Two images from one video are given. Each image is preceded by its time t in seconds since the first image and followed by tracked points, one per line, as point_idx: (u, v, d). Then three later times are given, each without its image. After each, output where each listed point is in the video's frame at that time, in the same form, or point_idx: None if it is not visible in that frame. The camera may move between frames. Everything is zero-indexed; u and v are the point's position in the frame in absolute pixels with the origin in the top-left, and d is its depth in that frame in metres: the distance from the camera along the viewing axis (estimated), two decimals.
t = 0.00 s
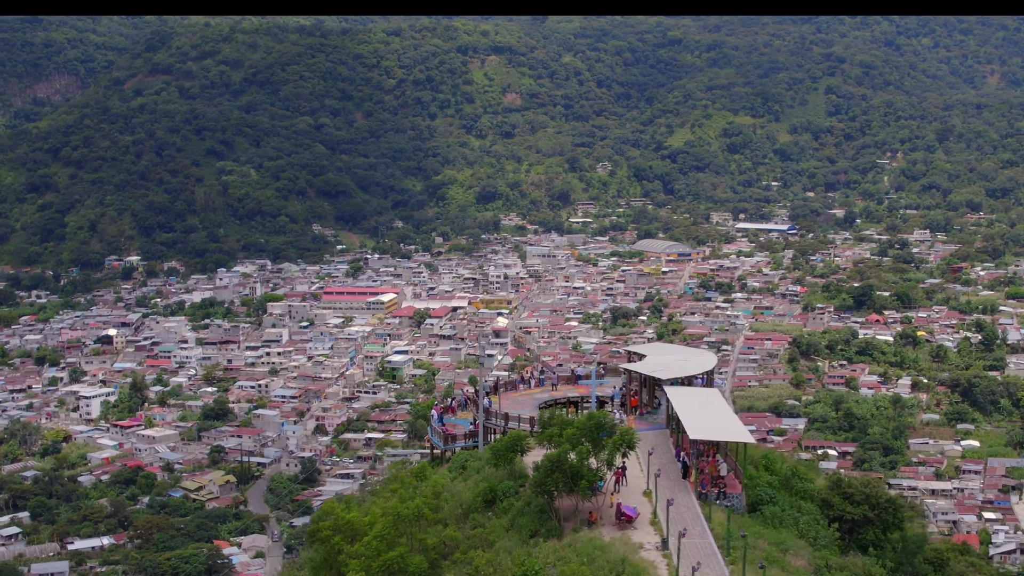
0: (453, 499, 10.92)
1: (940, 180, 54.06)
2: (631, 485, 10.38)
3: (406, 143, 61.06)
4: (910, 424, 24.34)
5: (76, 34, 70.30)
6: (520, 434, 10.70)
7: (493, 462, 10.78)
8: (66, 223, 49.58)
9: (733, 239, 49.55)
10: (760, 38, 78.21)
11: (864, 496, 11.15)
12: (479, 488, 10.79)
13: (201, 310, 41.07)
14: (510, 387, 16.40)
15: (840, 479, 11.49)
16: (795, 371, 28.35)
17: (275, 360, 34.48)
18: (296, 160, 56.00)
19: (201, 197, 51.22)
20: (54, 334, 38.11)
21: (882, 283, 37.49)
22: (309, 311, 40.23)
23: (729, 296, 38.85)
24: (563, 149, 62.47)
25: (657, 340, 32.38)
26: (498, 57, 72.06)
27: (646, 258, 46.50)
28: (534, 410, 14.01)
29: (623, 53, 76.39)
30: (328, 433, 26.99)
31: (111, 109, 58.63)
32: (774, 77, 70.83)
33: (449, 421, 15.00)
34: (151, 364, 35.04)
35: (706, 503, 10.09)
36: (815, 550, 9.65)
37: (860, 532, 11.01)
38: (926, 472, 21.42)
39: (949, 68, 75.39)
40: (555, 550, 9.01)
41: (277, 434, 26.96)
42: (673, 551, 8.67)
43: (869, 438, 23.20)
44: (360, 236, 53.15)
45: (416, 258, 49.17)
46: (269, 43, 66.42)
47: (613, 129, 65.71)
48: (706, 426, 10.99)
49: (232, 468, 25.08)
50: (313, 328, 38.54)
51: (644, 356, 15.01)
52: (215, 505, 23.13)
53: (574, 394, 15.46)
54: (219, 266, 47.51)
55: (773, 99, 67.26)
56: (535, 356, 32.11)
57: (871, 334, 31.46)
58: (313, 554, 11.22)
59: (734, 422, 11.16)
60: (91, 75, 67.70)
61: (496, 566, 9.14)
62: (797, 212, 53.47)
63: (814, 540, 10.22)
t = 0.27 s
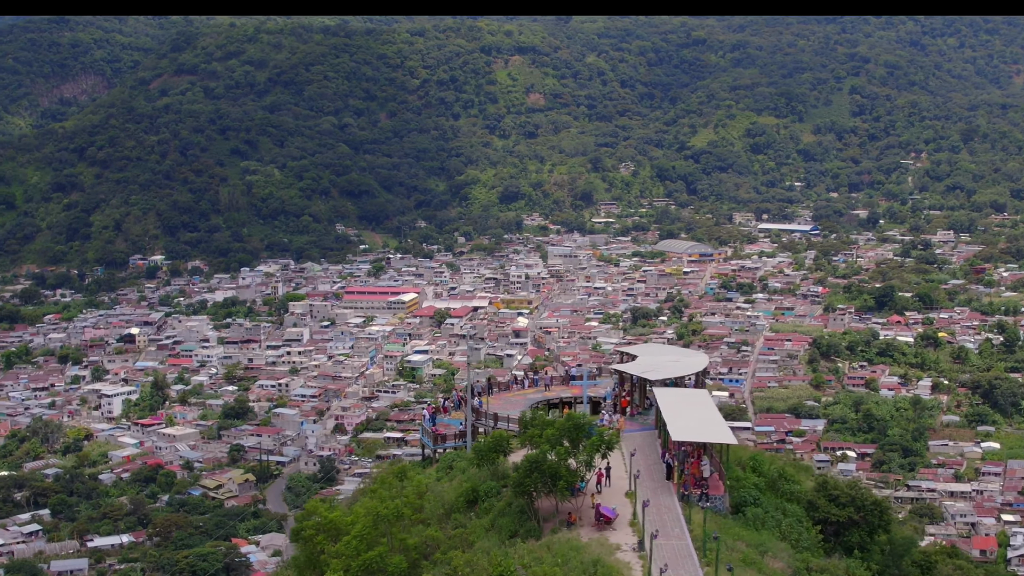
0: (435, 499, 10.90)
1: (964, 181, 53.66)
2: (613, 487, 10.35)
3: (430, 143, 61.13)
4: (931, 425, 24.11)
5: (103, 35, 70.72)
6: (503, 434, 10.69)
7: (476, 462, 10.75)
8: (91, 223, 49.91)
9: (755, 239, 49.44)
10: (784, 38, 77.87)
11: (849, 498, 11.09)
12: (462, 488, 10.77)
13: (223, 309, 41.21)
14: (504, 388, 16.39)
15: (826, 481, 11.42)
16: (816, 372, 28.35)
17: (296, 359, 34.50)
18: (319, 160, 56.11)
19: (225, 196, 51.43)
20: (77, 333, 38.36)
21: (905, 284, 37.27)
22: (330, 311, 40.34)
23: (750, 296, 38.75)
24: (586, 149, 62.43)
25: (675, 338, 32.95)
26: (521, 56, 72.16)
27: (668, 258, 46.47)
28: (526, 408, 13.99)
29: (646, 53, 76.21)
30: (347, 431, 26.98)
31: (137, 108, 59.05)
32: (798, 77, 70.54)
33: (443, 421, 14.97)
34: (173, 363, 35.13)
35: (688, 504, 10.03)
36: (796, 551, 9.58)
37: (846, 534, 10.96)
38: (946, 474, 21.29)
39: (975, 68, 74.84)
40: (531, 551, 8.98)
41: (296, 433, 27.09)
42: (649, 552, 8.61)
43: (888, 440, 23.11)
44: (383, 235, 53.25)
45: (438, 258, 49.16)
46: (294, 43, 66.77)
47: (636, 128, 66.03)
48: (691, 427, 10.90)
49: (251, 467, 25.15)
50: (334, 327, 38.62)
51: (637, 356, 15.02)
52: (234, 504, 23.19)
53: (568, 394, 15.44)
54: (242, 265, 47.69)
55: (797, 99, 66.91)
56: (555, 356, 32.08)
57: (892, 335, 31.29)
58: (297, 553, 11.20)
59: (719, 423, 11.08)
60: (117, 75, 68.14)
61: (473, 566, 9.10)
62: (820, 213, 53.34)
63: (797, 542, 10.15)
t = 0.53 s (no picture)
0: (417, 499, 10.87)
1: (985, 182, 53.39)
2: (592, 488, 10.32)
3: (450, 143, 61.14)
4: (948, 426, 24.02)
5: (127, 35, 70.95)
6: (484, 434, 10.66)
7: (458, 462, 10.72)
8: (114, 222, 50.09)
9: (775, 240, 49.33)
10: (805, 38, 77.45)
11: (832, 499, 10.99)
12: (442, 488, 10.74)
13: (242, 308, 41.28)
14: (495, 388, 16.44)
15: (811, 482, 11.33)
16: (833, 373, 28.26)
17: (314, 357, 34.43)
18: (339, 159, 56.12)
19: (246, 196, 51.60)
20: (97, 332, 38.54)
21: (923, 285, 37.12)
22: (349, 310, 40.41)
23: (768, 297, 38.69)
24: (607, 149, 62.35)
25: (693, 339, 33.14)
26: (543, 56, 72.10)
27: (687, 258, 46.44)
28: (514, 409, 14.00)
29: (668, 53, 75.73)
30: (363, 431, 26.72)
31: (159, 108, 59.14)
32: (820, 77, 70.17)
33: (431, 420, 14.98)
34: (191, 361, 35.08)
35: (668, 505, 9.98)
36: (774, 552, 9.52)
37: (828, 536, 10.90)
38: (962, 475, 21.29)
39: (998, 68, 74.33)
40: (505, 551, 8.95)
41: (313, 432, 27.04)
42: (623, 552, 8.56)
43: (905, 440, 23.07)
44: (403, 235, 53.29)
45: (457, 257, 49.11)
46: (315, 43, 66.73)
47: (657, 128, 65.74)
48: (672, 429, 10.83)
49: (267, 465, 25.13)
50: (353, 326, 38.67)
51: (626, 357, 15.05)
52: (250, 502, 23.15)
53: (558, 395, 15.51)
54: (263, 264, 47.82)
55: (819, 99, 66.52)
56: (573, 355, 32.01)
57: (910, 336, 31.20)
58: (280, 552, 11.17)
59: (702, 426, 11.01)
60: (140, 75, 68.27)
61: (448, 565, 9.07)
62: (840, 213, 53.23)
63: (776, 544, 10.09)
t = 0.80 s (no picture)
0: (408, 499, 10.87)
1: (1018, 182, 52.91)
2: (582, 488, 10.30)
3: (481, 143, 61.25)
4: (976, 428, 23.90)
5: (161, 35, 71.07)
6: (473, 434, 10.67)
7: (448, 461, 10.72)
8: (147, 221, 50.36)
9: (805, 240, 49.10)
10: (839, 37, 76.79)
11: (827, 502, 10.88)
12: (434, 487, 10.73)
13: (272, 307, 41.40)
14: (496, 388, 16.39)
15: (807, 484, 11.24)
16: (861, 374, 28.11)
17: (342, 357, 34.50)
18: (371, 159, 56.32)
19: (278, 195, 51.77)
20: (129, 330, 38.76)
21: (954, 286, 36.86)
22: (378, 310, 40.49)
23: (797, 298, 38.52)
24: (637, 150, 62.28)
25: (721, 340, 33.20)
26: (574, 57, 72.19)
27: (717, 258, 46.37)
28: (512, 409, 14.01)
29: (700, 53, 75.83)
30: (391, 429, 26.98)
31: (193, 108, 58.60)
32: (853, 76, 69.74)
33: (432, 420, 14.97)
34: (221, 360, 35.18)
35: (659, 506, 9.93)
36: (762, 554, 9.45)
37: (822, 539, 10.81)
38: (990, 478, 21.24)
39: None
40: (490, 551, 8.92)
41: (341, 431, 27.03)
42: (607, 554, 8.52)
43: (932, 442, 23.00)
44: (434, 235, 53.36)
45: (487, 257, 49.11)
46: (349, 44, 66.46)
47: (688, 129, 65.73)
48: (665, 430, 10.80)
49: (295, 463, 25.14)
50: (381, 325, 38.74)
51: (626, 357, 15.04)
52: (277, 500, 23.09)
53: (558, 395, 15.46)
54: (295, 264, 47.94)
55: (851, 99, 66.11)
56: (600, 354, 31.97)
57: (940, 337, 31.00)
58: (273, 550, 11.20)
59: (696, 426, 10.97)
60: (175, 75, 68.48)
61: (435, 565, 9.05)
62: (871, 213, 52.97)
63: (767, 545, 10.00)
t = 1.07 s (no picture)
0: (406, 499, 10.89)
1: None
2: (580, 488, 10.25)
3: (519, 142, 61.46)
4: (1013, 431, 23.75)
5: (202, 35, 71.76)
6: (472, 434, 10.67)
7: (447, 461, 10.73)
8: (187, 220, 50.54)
9: (843, 240, 48.79)
10: (879, 37, 76.25)
11: (827, 503, 10.77)
12: (432, 487, 10.73)
13: (309, 306, 41.60)
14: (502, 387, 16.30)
15: (808, 485, 11.13)
16: (896, 375, 28.03)
17: (377, 355, 34.52)
18: (409, 158, 56.60)
19: (317, 194, 52.10)
20: (167, 327, 39.06)
21: (992, 287, 36.52)
22: (413, 308, 40.59)
23: (833, 299, 38.33)
24: (675, 150, 62.10)
25: (756, 340, 33.35)
26: (612, 57, 72.20)
27: (753, 258, 46.21)
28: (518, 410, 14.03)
29: (739, 52, 75.40)
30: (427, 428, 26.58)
31: (233, 108, 58.65)
32: (892, 76, 69.20)
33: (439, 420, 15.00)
34: (257, 358, 35.36)
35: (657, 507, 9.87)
36: (757, 555, 9.37)
37: (822, 541, 10.69)
38: None
39: None
40: (481, 551, 8.91)
41: (374, 428, 26.84)
42: (597, 555, 8.48)
43: (967, 444, 22.93)
44: (472, 234, 53.36)
45: (523, 257, 49.11)
46: (388, 43, 66.73)
47: (726, 128, 65.46)
48: (664, 430, 10.74)
49: (326, 460, 25.02)
50: (417, 324, 38.86)
51: (633, 357, 15.03)
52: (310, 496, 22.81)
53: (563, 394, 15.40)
54: (333, 262, 48.12)
55: (890, 99, 65.62)
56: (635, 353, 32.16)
57: (977, 338, 30.82)
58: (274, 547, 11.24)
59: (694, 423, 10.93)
60: (216, 75, 69.09)
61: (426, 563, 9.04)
62: (910, 214, 52.55)
63: (764, 547, 9.90)
